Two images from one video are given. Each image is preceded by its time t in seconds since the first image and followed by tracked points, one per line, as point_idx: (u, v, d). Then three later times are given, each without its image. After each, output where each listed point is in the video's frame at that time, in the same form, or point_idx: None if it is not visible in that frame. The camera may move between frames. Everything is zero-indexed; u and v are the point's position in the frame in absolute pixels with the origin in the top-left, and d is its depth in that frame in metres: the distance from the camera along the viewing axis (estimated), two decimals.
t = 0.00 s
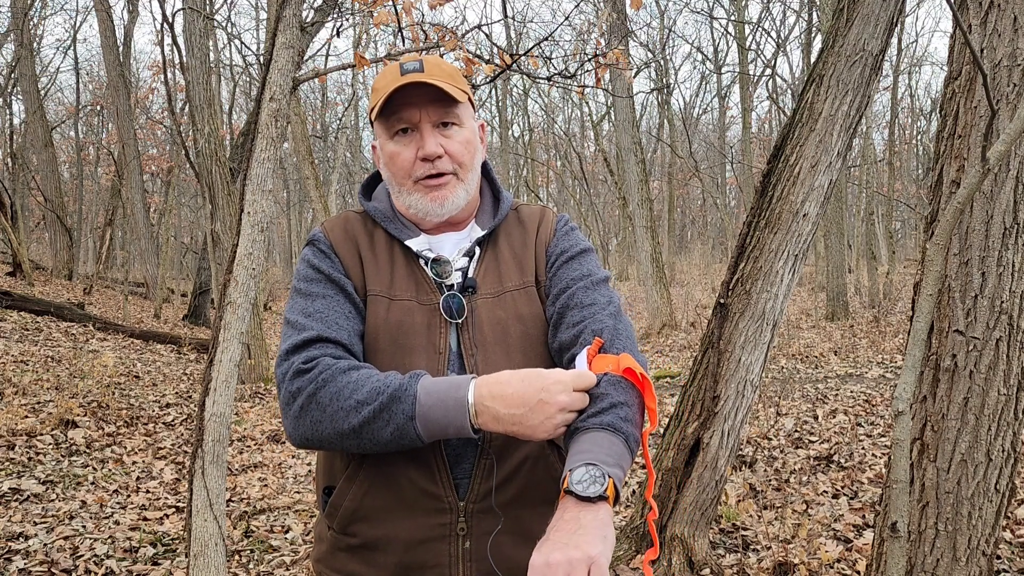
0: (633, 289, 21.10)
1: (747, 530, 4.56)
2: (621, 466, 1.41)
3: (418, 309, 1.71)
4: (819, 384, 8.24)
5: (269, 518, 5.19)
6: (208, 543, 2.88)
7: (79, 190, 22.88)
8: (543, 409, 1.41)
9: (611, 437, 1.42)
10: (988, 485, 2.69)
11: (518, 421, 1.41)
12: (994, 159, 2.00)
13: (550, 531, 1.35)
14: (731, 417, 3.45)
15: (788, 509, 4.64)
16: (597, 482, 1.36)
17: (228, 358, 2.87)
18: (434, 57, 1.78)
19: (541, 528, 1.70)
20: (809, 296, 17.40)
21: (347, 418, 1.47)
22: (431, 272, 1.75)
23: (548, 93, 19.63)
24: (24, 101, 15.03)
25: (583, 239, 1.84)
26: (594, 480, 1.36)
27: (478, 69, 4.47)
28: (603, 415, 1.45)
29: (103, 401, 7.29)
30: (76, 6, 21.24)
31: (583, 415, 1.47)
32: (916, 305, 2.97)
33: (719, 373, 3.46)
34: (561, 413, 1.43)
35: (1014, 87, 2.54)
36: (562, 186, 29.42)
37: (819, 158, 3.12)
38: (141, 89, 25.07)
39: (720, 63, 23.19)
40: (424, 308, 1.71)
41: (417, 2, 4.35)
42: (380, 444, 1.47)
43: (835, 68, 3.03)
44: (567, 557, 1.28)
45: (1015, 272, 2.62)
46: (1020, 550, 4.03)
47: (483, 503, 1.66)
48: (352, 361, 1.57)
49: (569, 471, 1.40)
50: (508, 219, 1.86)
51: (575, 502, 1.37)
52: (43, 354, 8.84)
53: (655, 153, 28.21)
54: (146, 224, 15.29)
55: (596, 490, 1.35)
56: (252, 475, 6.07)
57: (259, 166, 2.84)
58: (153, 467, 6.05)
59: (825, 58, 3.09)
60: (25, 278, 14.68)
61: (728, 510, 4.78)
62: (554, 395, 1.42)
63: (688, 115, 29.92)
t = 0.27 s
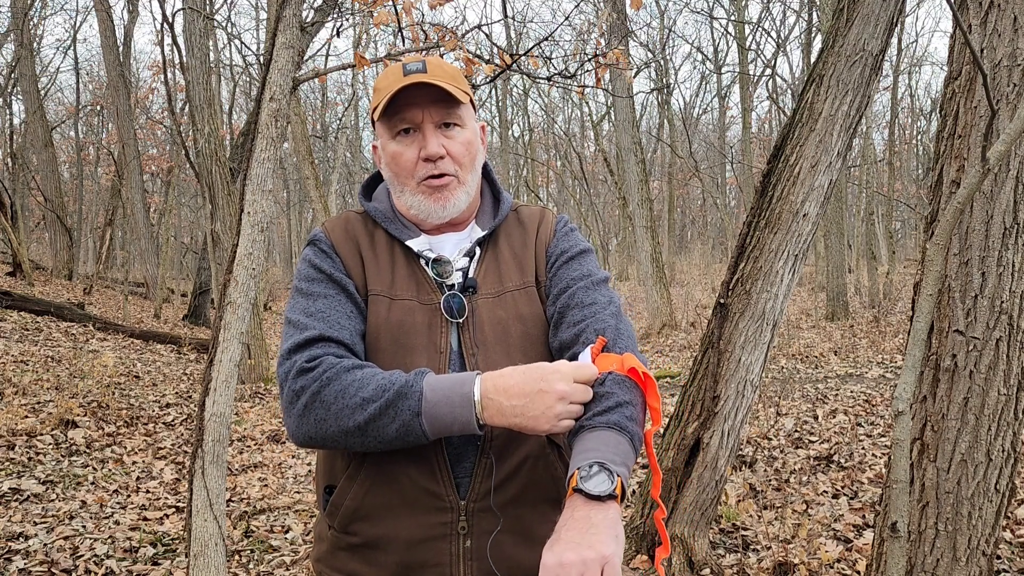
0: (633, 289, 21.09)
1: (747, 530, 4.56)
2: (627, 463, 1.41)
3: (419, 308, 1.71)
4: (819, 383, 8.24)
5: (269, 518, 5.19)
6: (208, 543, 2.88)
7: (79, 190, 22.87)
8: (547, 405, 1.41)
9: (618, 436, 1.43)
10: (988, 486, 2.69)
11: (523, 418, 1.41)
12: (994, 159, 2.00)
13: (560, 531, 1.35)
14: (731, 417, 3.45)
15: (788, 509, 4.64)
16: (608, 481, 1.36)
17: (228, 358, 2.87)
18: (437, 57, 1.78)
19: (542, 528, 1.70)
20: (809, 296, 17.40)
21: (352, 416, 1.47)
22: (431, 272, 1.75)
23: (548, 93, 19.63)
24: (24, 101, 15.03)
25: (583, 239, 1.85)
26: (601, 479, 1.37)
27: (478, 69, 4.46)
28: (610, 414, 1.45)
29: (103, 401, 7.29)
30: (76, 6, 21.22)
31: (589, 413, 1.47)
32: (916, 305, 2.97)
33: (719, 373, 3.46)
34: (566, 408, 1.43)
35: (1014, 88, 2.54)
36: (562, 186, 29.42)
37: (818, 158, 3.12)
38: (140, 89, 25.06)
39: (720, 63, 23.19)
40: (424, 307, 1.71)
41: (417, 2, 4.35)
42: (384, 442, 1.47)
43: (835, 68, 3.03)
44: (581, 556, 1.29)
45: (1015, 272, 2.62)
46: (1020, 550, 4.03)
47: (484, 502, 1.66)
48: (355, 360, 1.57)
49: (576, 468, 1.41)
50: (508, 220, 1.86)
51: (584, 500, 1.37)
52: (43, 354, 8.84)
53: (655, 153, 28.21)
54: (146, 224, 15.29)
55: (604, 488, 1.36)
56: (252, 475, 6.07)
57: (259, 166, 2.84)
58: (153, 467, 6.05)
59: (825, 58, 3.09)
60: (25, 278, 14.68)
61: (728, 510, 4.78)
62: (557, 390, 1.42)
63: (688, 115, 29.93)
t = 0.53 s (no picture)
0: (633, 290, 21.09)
1: (747, 530, 4.56)
2: (628, 465, 1.41)
3: (419, 309, 1.71)
4: (819, 384, 8.24)
5: (269, 518, 5.19)
6: (208, 543, 2.88)
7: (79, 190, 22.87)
8: (545, 408, 1.41)
9: (619, 437, 1.42)
10: (988, 486, 2.69)
11: (522, 420, 1.41)
12: (995, 158, 2.00)
13: (564, 534, 1.35)
14: (731, 417, 3.45)
15: (788, 509, 4.64)
16: (610, 483, 1.36)
17: (228, 358, 2.87)
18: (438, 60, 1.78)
19: (541, 527, 1.70)
20: (809, 296, 17.40)
21: (352, 415, 1.47)
22: (431, 273, 1.75)
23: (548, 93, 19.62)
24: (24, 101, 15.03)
25: (582, 241, 1.85)
26: (604, 481, 1.36)
27: (478, 69, 4.46)
28: (611, 416, 1.45)
29: (103, 401, 7.29)
30: (76, 6, 21.21)
31: (590, 416, 1.47)
32: (915, 305, 2.97)
33: (719, 373, 3.46)
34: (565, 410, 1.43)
35: (1014, 87, 2.54)
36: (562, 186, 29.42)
37: (818, 158, 3.12)
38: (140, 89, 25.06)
39: (720, 63, 23.19)
40: (424, 308, 1.71)
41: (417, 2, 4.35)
42: (385, 442, 1.47)
43: (835, 68, 3.03)
44: (587, 560, 1.29)
45: (1015, 272, 2.62)
46: (1021, 550, 4.03)
47: (483, 501, 1.66)
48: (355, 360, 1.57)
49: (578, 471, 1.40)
50: (507, 221, 1.86)
51: (587, 502, 1.36)
52: (43, 354, 8.84)
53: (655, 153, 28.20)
54: (146, 224, 15.28)
55: (607, 490, 1.35)
56: (252, 475, 6.07)
57: (260, 166, 2.84)
58: (153, 467, 6.05)
59: (825, 58, 3.09)
60: (25, 278, 14.67)
61: (728, 510, 4.78)
62: (554, 393, 1.42)
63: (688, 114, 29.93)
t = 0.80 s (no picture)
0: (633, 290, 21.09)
1: (747, 530, 4.56)
2: (630, 459, 1.42)
3: (419, 308, 1.71)
4: (819, 384, 8.25)
5: (269, 518, 5.19)
6: (208, 543, 2.88)
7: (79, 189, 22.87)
8: (547, 398, 1.41)
9: (620, 431, 1.43)
10: (988, 486, 2.69)
11: (524, 412, 1.40)
12: (995, 158, 2.00)
13: (570, 527, 1.34)
14: (731, 417, 3.45)
15: (787, 509, 4.64)
16: (614, 476, 1.36)
17: (228, 358, 2.87)
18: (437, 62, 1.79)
19: (540, 526, 1.71)
20: (809, 296, 17.40)
21: (354, 413, 1.47)
22: (431, 273, 1.75)
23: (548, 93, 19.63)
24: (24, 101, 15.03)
25: (579, 241, 1.85)
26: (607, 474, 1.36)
27: (478, 69, 4.46)
28: (612, 411, 1.45)
29: (103, 401, 7.29)
30: (76, 6, 21.22)
31: (590, 410, 1.47)
32: (916, 305, 2.97)
33: (719, 373, 3.46)
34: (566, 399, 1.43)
35: (1015, 87, 2.53)
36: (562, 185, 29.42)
37: (819, 158, 3.12)
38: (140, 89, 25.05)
39: (720, 63, 23.18)
40: (424, 308, 1.71)
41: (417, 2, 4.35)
42: (386, 440, 1.47)
43: (835, 68, 3.03)
44: (594, 554, 1.30)
45: (1015, 272, 2.62)
46: (1020, 550, 4.03)
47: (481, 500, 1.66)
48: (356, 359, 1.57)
49: (581, 465, 1.40)
50: (506, 221, 1.86)
51: (592, 495, 1.36)
52: (43, 354, 8.84)
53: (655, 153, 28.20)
54: (146, 224, 15.28)
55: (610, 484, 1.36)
56: (252, 475, 6.07)
57: (259, 166, 2.84)
58: (153, 467, 6.05)
59: (825, 58, 3.09)
60: (25, 278, 14.67)
61: (728, 510, 4.78)
62: (555, 381, 1.42)
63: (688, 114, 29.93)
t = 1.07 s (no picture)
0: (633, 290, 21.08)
1: (747, 530, 4.56)
2: (628, 458, 1.42)
3: (417, 309, 1.71)
4: (819, 383, 8.25)
5: (269, 518, 5.19)
6: (208, 543, 2.88)
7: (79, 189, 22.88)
8: (543, 386, 1.39)
9: (619, 430, 1.43)
10: (988, 486, 2.70)
11: (522, 405, 1.40)
12: (995, 158, 2.00)
13: (571, 526, 1.34)
14: (731, 417, 3.45)
15: (788, 509, 4.64)
16: (613, 475, 1.36)
17: (228, 358, 2.87)
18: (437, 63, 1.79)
19: (539, 526, 1.71)
20: (809, 296, 17.39)
21: (353, 411, 1.47)
22: (429, 273, 1.75)
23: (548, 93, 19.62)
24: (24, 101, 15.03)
25: (576, 241, 1.85)
26: (607, 473, 1.36)
27: (478, 69, 4.46)
28: (611, 410, 1.45)
29: (103, 401, 7.28)
30: (76, 6, 21.22)
31: (589, 409, 1.47)
32: (916, 305, 2.97)
33: (719, 373, 3.46)
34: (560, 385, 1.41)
35: (1014, 87, 2.54)
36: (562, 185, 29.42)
37: (818, 158, 3.12)
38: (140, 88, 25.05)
39: (720, 63, 23.17)
40: (422, 308, 1.71)
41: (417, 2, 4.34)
42: (386, 437, 1.47)
43: (835, 68, 3.03)
44: (595, 553, 1.29)
45: (1015, 272, 2.62)
46: (1020, 550, 4.03)
47: (480, 499, 1.66)
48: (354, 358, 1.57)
49: (581, 463, 1.40)
50: (503, 221, 1.86)
51: (592, 495, 1.36)
52: (43, 354, 8.84)
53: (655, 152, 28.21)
54: (146, 224, 15.28)
55: (610, 482, 1.36)
56: (252, 475, 6.07)
57: (260, 166, 2.84)
58: (153, 467, 6.05)
59: (825, 58, 3.09)
60: (25, 278, 14.67)
61: (728, 510, 4.78)
62: (549, 366, 1.40)
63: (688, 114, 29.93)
